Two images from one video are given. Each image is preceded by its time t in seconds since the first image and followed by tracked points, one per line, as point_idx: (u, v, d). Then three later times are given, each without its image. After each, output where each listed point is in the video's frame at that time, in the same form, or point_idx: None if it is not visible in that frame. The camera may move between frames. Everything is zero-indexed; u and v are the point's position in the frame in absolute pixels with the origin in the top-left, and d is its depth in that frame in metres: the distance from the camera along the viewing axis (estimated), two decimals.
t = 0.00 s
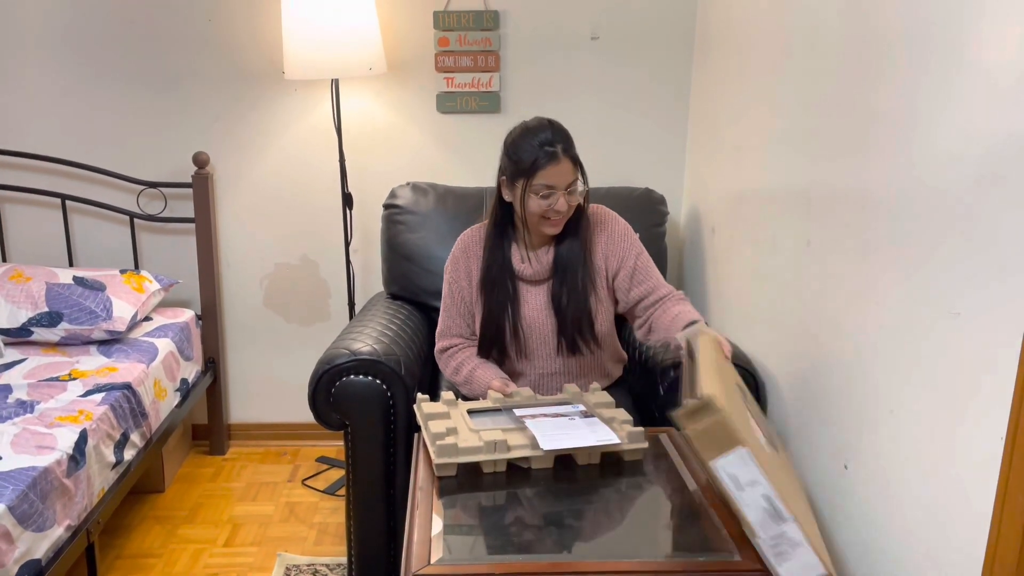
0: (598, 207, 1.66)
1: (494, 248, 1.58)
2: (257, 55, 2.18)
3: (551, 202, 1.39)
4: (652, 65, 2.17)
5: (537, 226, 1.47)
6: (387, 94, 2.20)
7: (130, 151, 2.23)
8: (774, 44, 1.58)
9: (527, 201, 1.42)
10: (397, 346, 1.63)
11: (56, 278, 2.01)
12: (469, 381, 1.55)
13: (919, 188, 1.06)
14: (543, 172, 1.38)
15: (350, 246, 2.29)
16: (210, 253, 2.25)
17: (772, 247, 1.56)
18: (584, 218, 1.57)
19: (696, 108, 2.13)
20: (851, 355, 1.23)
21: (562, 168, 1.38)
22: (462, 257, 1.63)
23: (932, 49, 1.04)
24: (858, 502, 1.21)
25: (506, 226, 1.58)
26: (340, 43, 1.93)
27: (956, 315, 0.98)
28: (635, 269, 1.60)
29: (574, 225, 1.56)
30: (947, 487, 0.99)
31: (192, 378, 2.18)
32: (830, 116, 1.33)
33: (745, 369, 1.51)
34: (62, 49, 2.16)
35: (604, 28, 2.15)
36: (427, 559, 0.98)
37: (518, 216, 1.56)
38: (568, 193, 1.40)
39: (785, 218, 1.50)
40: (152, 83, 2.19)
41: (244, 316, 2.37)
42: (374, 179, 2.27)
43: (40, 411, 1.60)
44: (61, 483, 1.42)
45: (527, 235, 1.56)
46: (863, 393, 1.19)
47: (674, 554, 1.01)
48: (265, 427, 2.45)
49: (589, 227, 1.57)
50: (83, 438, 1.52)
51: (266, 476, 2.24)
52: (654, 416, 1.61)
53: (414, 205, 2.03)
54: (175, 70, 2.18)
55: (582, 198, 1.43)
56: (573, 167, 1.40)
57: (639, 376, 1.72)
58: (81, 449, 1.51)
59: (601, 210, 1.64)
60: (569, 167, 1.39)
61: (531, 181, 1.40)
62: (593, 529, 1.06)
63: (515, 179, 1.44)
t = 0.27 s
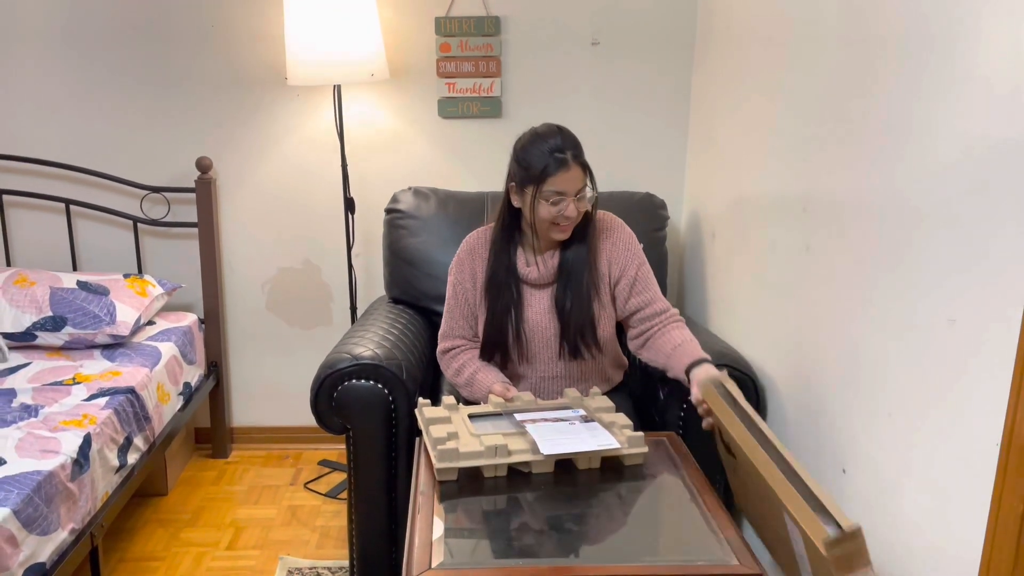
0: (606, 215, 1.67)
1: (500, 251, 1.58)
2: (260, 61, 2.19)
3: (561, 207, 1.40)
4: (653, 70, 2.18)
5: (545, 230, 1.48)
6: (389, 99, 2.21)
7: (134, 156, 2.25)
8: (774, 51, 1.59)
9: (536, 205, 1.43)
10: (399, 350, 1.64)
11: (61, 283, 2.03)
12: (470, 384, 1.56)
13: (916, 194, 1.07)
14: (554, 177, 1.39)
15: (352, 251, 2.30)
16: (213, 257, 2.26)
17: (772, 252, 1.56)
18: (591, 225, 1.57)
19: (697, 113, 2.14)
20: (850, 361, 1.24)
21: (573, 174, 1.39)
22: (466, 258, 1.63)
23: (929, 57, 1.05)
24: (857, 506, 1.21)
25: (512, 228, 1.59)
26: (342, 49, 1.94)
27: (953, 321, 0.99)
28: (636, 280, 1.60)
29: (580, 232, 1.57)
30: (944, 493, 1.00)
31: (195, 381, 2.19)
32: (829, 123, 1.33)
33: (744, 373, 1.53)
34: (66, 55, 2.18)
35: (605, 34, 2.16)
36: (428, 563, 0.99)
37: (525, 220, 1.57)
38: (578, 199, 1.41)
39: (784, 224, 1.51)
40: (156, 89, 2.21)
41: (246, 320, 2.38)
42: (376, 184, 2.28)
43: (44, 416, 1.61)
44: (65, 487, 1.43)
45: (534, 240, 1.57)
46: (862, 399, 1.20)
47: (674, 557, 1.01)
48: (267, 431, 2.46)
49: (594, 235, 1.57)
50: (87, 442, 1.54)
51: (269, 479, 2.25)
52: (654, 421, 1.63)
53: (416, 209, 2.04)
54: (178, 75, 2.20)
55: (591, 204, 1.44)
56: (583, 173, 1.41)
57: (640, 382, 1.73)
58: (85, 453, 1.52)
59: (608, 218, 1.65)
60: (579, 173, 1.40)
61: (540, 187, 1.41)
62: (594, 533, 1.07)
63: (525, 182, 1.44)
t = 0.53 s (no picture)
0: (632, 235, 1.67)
1: (525, 254, 1.58)
2: (264, 68, 2.21)
3: (591, 222, 1.40)
4: (653, 75, 2.20)
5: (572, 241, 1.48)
6: (391, 105, 2.23)
7: (139, 161, 2.27)
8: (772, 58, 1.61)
9: (568, 218, 1.43)
10: (403, 354, 1.66)
11: (67, 287, 2.05)
12: (474, 386, 1.58)
13: (910, 202, 1.09)
14: (588, 192, 1.39)
15: (355, 255, 2.33)
16: (218, 262, 2.28)
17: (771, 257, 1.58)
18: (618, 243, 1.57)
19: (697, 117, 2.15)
20: (846, 366, 1.26)
21: (604, 190, 1.39)
22: (491, 257, 1.64)
23: (923, 68, 1.07)
24: (854, 509, 1.23)
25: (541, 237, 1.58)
26: (345, 56, 1.96)
27: (946, 327, 1.00)
28: (652, 304, 1.61)
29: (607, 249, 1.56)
30: (938, 497, 1.01)
31: (200, 385, 2.21)
32: (826, 129, 1.35)
33: (744, 377, 1.55)
34: (73, 61, 2.20)
35: (606, 39, 2.18)
36: (430, 565, 1.00)
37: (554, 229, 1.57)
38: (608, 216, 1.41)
39: (783, 229, 1.52)
40: (162, 95, 2.23)
41: (251, 324, 2.40)
42: (379, 189, 2.30)
43: (52, 419, 1.63)
44: (73, 490, 1.45)
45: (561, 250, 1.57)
46: (859, 404, 1.22)
47: (672, 559, 1.03)
48: (271, 433, 2.48)
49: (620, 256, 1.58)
50: (94, 446, 1.56)
51: (273, 481, 2.27)
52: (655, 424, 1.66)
53: (419, 214, 2.06)
54: (183, 81, 2.22)
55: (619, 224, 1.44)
56: (615, 192, 1.41)
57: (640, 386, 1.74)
58: (93, 456, 1.54)
59: (634, 238, 1.65)
60: (611, 191, 1.40)
61: (573, 200, 1.41)
62: (595, 536, 1.08)
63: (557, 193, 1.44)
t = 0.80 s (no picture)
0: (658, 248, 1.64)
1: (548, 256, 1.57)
2: (266, 71, 2.23)
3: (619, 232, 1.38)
4: (653, 77, 2.21)
5: (599, 249, 1.46)
6: (393, 107, 2.24)
7: (143, 164, 2.29)
8: (771, 60, 1.62)
9: (597, 226, 1.41)
10: (405, 355, 1.67)
11: (72, 289, 2.06)
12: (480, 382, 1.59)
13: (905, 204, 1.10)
14: (620, 202, 1.37)
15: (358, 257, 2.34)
16: (221, 263, 2.30)
17: (770, 258, 1.59)
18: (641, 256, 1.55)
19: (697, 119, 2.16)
20: (844, 366, 1.27)
21: (636, 200, 1.38)
22: (513, 256, 1.63)
23: (917, 71, 1.07)
24: (852, 509, 1.24)
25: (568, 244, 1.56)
26: (347, 60, 1.98)
27: (941, 328, 1.01)
28: (669, 321, 1.58)
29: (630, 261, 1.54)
30: (934, 496, 1.02)
31: (203, 385, 2.23)
32: (823, 132, 1.36)
33: (743, 377, 1.56)
34: (77, 65, 2.22)
35: (606, 42, 2.19)
36: (431, 563, 1.01)
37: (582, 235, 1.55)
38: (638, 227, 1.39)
39: (781, 231, 1.53)
40: (165, 98, 2.24)
41: (253, 325, 2.42)
42: (381, 191, 2.31)
43: (57, 420, 1.65)
44: (78, 490, 1.46)
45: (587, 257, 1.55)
46: (856, 404, 1.22)
47: (672, 558, 1.04)
48: (274, 434, 2.49)
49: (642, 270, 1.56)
50: (99, 446, 1.57)
51: (276, 481, 2.28)
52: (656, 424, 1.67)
53: (420, 216, 2.07)
54: (186, 85, 2.24)
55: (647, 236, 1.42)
56: (645, 204, 1.39)
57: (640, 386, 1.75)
58: (97, 456, 1.55)
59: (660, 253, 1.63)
60: (642, 203, 1.39)
61: (604, 207, 1.39)
62: (595, 535, 1.09)
63: (589, 200, 1.42)
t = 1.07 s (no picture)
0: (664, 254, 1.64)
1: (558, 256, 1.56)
2: (268, 71, 2.24)
3: (615, 232, 1.38)
4: (653, 76, 2.22)
5: (598, 248, 1.47)
6: (394, 108, 2.25)
7: (146, 164, 2.30)
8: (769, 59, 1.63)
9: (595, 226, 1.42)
10: (406, 353, 1.68)
11: (76, 289, 2.08)
12: (492, 377, 1.60)
13: (902, 202, 1.10)
14: (615, 202, 1.37)
15: (359, 256, 2.35)
16: (223, 263, 2.31)
17: (769, 257, 1.60)
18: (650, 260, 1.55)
19: (697, 118, 2.17)
20: (842, 363, 1.27)
21: (633, 203, 1.37)
22: (522, 255, 1.63)
23: (914, 70, 1.08)
24: (850, 504, 1.25)
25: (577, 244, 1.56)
26: (348, 60, 1.99)
27: (936, 325, 1.02)
28: (676, 323, 1.58)
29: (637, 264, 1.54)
30: (930, 491, 1.03)
31: (207, 384, 2.24)
32: (821, 131, 1.37)
33: (743, 374, 1.57)
34: (80, 67, 2.23)
35: (606, 42, 2.20)
36: (433, 558, 1.02)
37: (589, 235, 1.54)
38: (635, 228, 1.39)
39: (780, 229, 1.54)
40: (168, 99, 2.26)
41: (256, 324, 2.43)
42: (382, 191, 2.32)
43: (62, 419, 1.66)
44: (82, 488, 1.48)
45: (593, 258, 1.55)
46: (854, 401, 1.23)
47: (672, 553, 1.05)
48: (277, 432, 2.51)
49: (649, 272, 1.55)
50: (103, 445, 1.58)
51: (279, 480, 2.29)
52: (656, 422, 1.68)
53: (422, 215, 2.08)
54: (188, 86, 2.25)
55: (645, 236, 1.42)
56: (645, 205, 1.39)
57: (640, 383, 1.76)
58: (102, 455, 1.57)
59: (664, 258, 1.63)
60: (641, 204, 1.38)
61: (601, 206, 1.39)
62: (598, 534, 1.10)
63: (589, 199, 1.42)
